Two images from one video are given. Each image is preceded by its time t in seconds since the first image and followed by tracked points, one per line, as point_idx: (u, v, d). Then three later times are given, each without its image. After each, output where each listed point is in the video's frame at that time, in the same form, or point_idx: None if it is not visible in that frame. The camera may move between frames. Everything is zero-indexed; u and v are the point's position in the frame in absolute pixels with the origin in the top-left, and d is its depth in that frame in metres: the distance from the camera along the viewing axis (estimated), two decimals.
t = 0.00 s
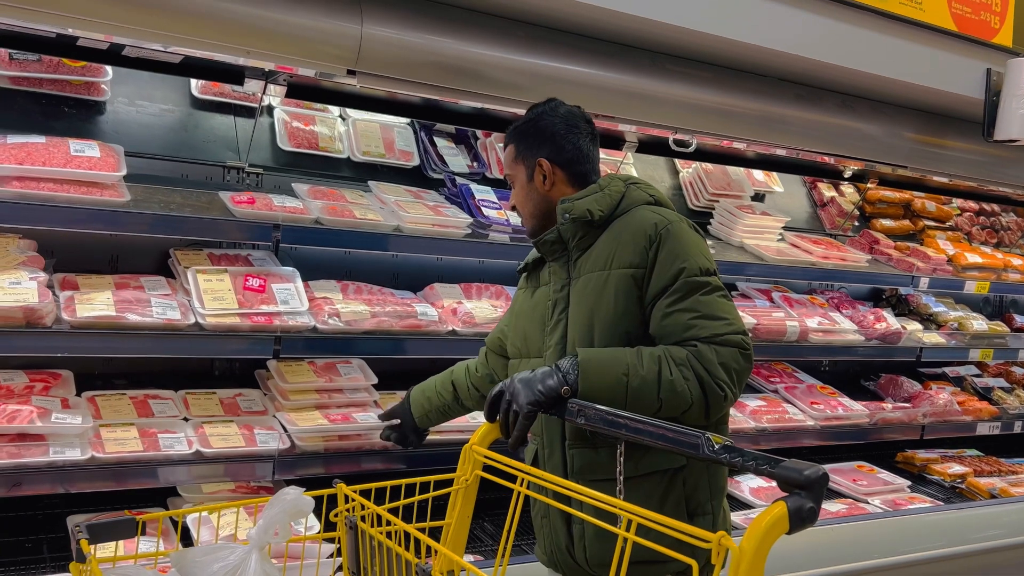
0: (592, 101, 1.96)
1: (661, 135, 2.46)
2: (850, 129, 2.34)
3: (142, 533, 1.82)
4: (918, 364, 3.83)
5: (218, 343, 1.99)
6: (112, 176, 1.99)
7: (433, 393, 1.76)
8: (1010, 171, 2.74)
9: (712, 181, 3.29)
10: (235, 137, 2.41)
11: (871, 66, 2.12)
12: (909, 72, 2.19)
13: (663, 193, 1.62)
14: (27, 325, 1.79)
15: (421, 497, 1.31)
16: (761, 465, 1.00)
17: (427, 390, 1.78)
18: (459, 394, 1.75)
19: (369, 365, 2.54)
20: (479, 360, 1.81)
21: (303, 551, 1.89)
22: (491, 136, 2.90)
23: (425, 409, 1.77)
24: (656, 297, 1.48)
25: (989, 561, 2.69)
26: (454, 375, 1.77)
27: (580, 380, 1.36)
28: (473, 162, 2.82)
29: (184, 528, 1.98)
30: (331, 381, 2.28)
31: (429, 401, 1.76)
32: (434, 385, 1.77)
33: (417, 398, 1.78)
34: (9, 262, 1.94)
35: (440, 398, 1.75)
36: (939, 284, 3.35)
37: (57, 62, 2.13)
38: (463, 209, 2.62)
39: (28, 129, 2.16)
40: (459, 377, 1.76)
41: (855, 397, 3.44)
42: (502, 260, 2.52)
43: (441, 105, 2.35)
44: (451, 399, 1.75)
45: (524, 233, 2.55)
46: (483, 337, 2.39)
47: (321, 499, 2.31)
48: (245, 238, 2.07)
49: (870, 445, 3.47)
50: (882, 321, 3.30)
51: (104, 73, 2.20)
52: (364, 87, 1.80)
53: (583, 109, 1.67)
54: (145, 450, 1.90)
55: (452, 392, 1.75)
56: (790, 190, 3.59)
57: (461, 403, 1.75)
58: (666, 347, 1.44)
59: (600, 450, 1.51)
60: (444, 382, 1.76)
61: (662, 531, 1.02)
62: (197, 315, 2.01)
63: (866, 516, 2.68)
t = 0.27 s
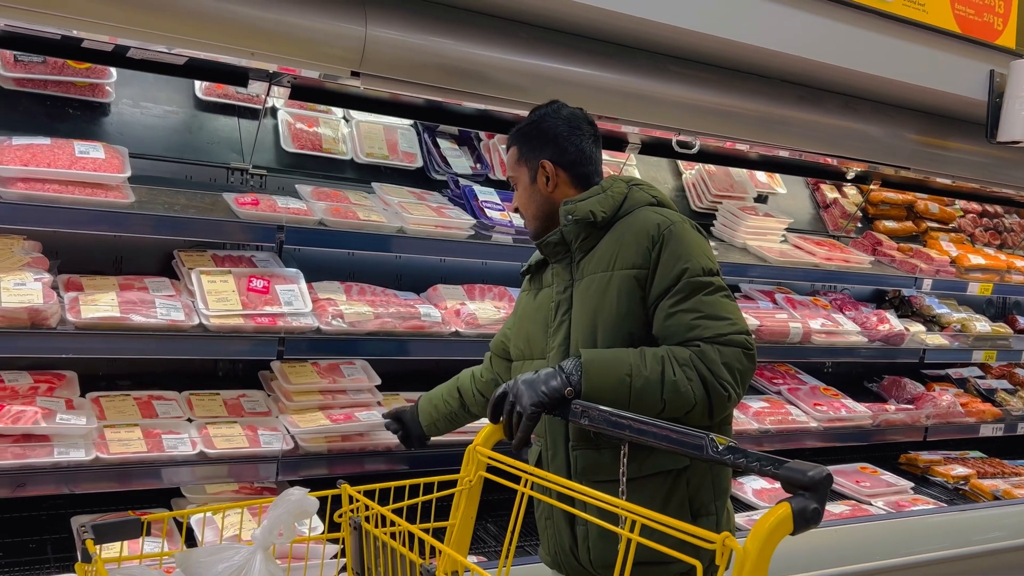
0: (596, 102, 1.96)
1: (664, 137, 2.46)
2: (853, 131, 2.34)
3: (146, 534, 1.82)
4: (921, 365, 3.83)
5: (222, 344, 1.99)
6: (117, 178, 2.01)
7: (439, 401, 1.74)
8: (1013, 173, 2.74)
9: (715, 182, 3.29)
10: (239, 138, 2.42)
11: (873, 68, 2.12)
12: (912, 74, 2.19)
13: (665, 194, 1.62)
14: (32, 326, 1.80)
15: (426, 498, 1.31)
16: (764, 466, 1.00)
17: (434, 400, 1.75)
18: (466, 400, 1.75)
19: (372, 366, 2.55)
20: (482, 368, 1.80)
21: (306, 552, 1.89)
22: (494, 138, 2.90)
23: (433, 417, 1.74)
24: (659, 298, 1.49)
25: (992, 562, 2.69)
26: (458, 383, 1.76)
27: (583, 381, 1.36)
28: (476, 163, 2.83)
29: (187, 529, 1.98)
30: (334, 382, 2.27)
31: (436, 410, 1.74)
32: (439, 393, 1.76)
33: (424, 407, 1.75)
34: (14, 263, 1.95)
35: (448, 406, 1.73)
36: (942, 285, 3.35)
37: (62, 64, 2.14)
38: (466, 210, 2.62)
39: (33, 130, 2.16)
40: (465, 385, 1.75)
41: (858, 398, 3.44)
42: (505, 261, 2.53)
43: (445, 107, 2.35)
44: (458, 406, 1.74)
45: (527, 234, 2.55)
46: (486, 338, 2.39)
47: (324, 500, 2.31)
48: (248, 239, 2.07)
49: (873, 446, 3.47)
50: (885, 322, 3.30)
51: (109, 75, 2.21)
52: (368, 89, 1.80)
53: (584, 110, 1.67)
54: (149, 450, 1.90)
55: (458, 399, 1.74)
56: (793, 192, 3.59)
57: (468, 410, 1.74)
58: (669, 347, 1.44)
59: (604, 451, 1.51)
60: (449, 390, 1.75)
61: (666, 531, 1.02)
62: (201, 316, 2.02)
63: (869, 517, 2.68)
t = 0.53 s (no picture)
0: (597, 104, 1.97)
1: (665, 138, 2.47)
2: (854, 133, 2.34)
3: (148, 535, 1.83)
4: (922, 367, 3.83)
5: (224, 346, 1.99)
6: (119, 180, 2.01)
7: (449, 406, 1.74)
8: (1014, 174, 2.74)
9: (716, 184, 3.29)
10: (240, 140, 2.43)
11: (874, 69, 2.12)
12: (912, 75, 2.19)
13: (666, 196, 1.62)
14: (35, 327, 1.81)
15: (427, 499, 1.31)
16: (764, 467, 1.00)
17: (441, 401, 1.75)
18: (478, 410, 1.74)
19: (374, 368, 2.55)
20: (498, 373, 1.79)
21: (308, 553, 1.90)
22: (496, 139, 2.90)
23: (437, 422, 1.74)
24: (660, 299, 1.49)
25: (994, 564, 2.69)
26: (475, 390, 1.75)
27: (584, 382, 1.36)
28: (477, 165, 2.83)
29: (189, 530, 1.99)
30: (336, 384, 2.27)
31: (443, 415, 1.74)
32: (450, 398, 1.75)
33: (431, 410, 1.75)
34: (16, 265, 1.95)
35: (457, 413, 1.74)
36: (944, 287, 3.35)
37: (64, 66, 2.15)
38: (468, 212, 2.62)
39: (35, 133, 2.17)
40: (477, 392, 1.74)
41: (859, 399, 3.44)
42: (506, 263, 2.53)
43: (446, 108, 2.36)
44: (468, 414, 1.74)
45: (528, 236, 2.56)
46: (488, 339, 2.39)
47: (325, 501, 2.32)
48: (250, 241, 2.07)
49: (875, 448, 3.47)
50: (886, 324, 3.30)
51: (111, 77, 2.22)
52: (369, 90, 1.80)
53: (584, 112, 1.68)
54: (151, 452, 1.91)
55: (471, 407, 1.74)
56: (794, 193, 3.59)
57: (479, 419, 1.74)
58: (670, 349, 1.44)
59: (605, 452, 1.51)
60: (463, 397, 1.74)
61: (666, 533, 1.02)
62: (202, 317, 2.02)
63: (870, 519, 2.68)
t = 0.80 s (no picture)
0: (597, 106, 1.97)
1: (666, 140, 2.47)
2: (855, 134, 2.34)
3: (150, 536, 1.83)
4: (924, 368, 3.83)
5: (225, 347, 2.00)
6: (121, 182, 2.02)
7: (448, 411, 1.74)
8: (1016, 175, 2.73)
9: (717, 185, 3.29)
10: (242, 142, 2.43)
11: (875, 71, 2.13)
12: (913, 76, 2.19)
13: (667, 198, 1.62)
14: (37, 329, 1.81)
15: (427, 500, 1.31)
16: (763, 468, 1.01)
17: (441, 407, 1.75)
18: (477, 412, 1.75)
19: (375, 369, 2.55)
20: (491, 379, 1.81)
21: (309, 554, 1.90)
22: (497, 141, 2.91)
23: (438, 426, 1.75)
24: (661, 301, 1.49)
25: (996, 565, 2.68)
26: (472, 393, 1.76)
27: (585, 384, 1.37)
28: (479, 166, 2.83)
29: (191, 531, 1.99)
30: (337, 386, 2.27)
31: (443, 419, 1.75)
32: (449, 403, 1.76)
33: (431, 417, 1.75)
34: (18, 267, 1.96)
35: (457, 416, 1.74)
36: (945, 288, 3.35)
37: (66, 69, 2.16)
38: (469, 214, 2.62)
39: (37, 135, 2.18)
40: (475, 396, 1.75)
41: (861, 401, 3.43)
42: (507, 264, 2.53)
43: (447, 110, 2.36)
44: (468, 417, 1.75)
45: (529, 237, 2.56)
46: (489, 340, 2.40)
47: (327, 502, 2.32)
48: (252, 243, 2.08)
49: (876, 449, 3.46)
50: (888, 325, 3.30)
51: (112, 79, 2.22)
52: (370, 93, 1.81)
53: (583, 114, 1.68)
54: (153, 453, 1.92)
55: (470, 409, 1.75)
56: (795, 194, 3.60)
57: (478, 421, 1.75)
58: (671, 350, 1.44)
59: (606, 453, 1.52)
60: (461, 400, 1.75)
61: (665, 534, 1.03)
62: (204, 319, 2.03)
63: (872, 520, 2.67)
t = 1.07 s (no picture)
0: (599, 107, 1.97)
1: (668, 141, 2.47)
2: (857, 135, 2.34)
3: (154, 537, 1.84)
4: (928, 369, 3.82)
5: (229, 349, 2.00)
6: (124, 184, 2.01)
7: (441, 408, 1.76)
8: (1019, 176, 2.73)
9: (720, 186, 3.29)
10: (245, 144, 2.44)
11: (877, 72, 2.13)
12: (916, 77, 2.19)
13: (666, 200, 1.62)
14: (41, 331, 1.82)
15: (430, 501, 1.32)
16: (765, 468, 1.01)
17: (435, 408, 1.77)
18: (469, 409, 1.75)
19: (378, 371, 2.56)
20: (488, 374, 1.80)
21: (312, 556, 1.90)
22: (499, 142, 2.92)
23: (432, 423, 1.76)
24: (662, 302, 1.49)
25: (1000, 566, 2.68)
26: (464, 390, 1.76)
27: (586, 386, 1.37)
28: (482, 168, 2.84)
29: (194, 532, 2.00)
30: (340, 387, 2.27)
31: (437, 416, 1.76)
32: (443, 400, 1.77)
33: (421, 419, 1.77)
34: (22, 269, 1.97)
35: (449, 413, 1.75)
36: (949, 288, 3.35)
37: (70, 72, 2.18)
38: (472, 215, 2.62)
39: (41, 137, 2.19)
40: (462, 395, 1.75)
41: (864, 402, 3.43)
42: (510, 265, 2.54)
43: (450, 112, 2.36)
44: (461, 413, 1.75)
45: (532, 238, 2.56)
46: (492, 342, 2.40)
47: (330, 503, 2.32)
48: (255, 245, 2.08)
49: (880, 450, 3.46)
50: (891, 326, 3.30)
51: (116, 82, 2.23)
52: (372, 95, 1.81)
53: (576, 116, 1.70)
54: (156, 455, 1.92)
55: (461, 406, 1.75)
56: (798, 195, 3.60)
57: (470, 418, 1.75)
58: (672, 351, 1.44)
59: (607, 454, 1.52)
60: (453, 398, 1.76)
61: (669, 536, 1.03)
62: (207, 321, 2.03)
63: (875, 521, 2.67)
